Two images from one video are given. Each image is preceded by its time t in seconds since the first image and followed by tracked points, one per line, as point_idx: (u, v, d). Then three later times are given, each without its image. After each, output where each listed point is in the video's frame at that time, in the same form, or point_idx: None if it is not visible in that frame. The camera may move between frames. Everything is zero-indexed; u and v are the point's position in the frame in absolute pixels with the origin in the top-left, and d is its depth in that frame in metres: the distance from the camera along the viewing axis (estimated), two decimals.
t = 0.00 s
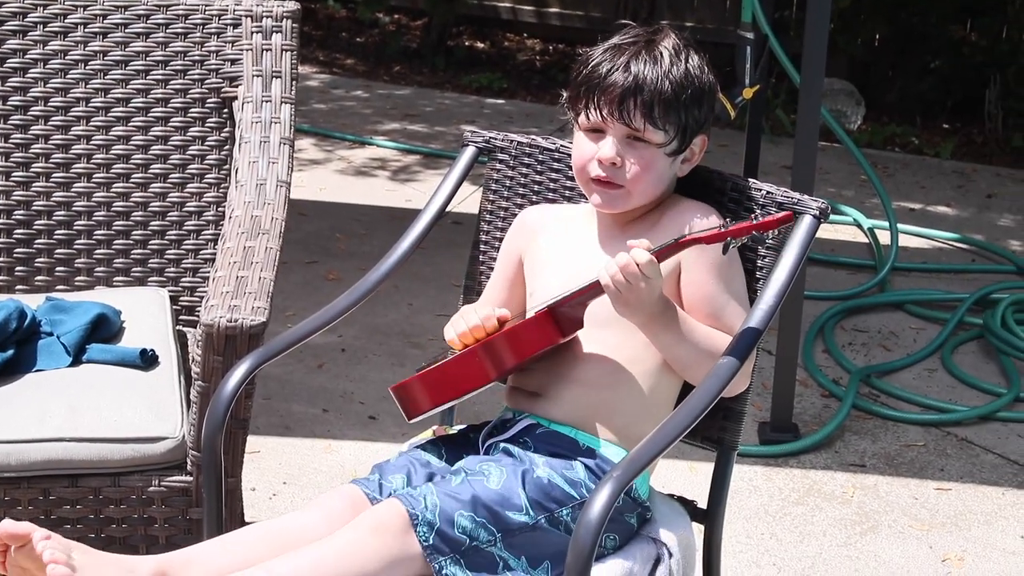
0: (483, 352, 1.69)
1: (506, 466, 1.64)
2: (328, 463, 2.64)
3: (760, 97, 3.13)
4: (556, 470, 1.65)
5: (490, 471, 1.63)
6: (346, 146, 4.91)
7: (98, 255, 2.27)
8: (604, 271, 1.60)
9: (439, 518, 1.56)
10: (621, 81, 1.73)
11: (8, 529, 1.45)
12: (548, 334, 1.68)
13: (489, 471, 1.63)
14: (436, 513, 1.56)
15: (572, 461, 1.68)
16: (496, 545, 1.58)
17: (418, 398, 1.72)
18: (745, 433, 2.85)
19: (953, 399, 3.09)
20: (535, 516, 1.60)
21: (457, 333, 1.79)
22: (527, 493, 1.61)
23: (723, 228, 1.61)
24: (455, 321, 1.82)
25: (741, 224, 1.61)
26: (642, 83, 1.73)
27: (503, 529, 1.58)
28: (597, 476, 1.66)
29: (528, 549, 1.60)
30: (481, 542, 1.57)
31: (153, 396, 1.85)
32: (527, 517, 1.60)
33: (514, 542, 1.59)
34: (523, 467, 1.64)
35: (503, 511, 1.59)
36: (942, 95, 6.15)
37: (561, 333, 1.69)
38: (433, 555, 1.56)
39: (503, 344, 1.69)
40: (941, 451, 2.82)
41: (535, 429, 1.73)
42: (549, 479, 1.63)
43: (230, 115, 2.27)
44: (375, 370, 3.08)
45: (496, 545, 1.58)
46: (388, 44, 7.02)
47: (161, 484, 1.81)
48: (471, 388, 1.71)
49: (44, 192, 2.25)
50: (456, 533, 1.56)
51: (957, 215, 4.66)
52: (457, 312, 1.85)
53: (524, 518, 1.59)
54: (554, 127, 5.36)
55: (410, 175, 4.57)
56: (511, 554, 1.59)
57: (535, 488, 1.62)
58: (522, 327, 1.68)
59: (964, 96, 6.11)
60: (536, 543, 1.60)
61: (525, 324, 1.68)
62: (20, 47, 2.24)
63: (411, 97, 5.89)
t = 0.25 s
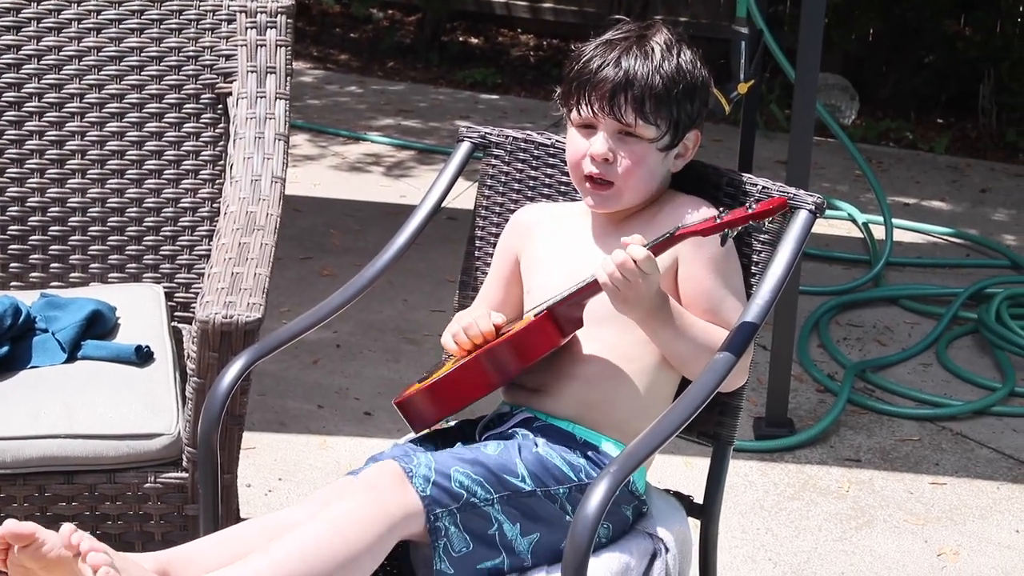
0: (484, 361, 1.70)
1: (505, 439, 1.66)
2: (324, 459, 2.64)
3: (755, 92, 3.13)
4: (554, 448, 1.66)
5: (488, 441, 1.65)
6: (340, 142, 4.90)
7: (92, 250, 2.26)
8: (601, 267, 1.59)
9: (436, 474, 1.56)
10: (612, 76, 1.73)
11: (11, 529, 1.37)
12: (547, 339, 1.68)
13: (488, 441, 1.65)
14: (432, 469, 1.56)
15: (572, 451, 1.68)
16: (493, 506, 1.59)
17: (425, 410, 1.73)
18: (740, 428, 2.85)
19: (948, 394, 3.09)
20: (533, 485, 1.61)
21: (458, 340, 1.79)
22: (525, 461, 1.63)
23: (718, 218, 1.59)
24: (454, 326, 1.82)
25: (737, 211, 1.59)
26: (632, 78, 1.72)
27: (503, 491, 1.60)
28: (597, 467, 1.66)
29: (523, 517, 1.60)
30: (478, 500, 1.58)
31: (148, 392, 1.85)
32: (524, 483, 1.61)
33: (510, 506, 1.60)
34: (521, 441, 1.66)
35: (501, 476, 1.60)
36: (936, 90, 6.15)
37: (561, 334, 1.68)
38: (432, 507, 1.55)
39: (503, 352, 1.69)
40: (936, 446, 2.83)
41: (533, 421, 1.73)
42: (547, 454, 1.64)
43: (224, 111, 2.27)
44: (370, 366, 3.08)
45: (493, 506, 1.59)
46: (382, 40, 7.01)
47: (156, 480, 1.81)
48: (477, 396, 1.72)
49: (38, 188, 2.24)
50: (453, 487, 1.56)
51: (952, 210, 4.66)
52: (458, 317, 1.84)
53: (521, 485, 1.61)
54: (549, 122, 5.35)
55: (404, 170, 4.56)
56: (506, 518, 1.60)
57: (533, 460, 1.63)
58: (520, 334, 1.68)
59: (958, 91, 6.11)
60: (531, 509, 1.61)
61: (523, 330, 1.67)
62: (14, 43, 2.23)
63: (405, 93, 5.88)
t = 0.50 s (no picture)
0: (488, 374, 1.70)
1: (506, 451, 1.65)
2: (321, 457, 2.64)
3: (753, 90, 3.13)
4: (554, 457, 1.66)
5: (490, 454, 1.64)
6: (338, 139, 4.89)
7: (91, 247, 2.26)
8: (600, 279, 1.59)
9: (441, 492, 1.56)
10: (613, 76, 1.73)
11: (11, 528, 1.39)
12: (549, 349, 1.67)
13: (490, 454, 1.64)
14: (438, 486, 1.56)
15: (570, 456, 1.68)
16: (497, 522, 1.59)
17: (432, 422, 1.74)
18: (738, 427, 2.86)
19: (945, 392, 3.10)
20: (537, 498, 1.61)
21: (458, 348, 1.78)
22: (528, 475, 1.62)
23: (718, 227, 1.57)
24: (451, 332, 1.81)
25: (737, 219, 1.56)
26: (633, 78, 1.72)
27: (506, 506, 1.59)
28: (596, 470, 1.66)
29: (526, 530, 1.60)
30: (483, 518, 1.58)
31: (148, 389, 1.85)
32: (527, 497, 1.61)
33: (512, 521, 1.59)
34: (523, 452, 1.65)
35: (505, 490, 1.60)
36: (933, 89, 6.15)
37: (560, 342, 1.68)
38: (436, 528, 1.55)
39: (505, 365, 1.68)
40: (933, 444, 2.83)
41: (531, 424, 1.73)
42: (549, 465, 1.64)
43: (223, 108, 2.26)
44: (368, 364, 3.08)
45: (497, 522, 1.59)
46: (379, 37, 7.00)
47: (155, 477, 1.81)
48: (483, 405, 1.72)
49: (37, 185, 2.24)
50: (458, 506, 1.56)
51: (948, 208, 4.67)
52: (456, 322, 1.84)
53: (525, 499, 1.60)
54: (546, 120, 5.35)
55: (402, 168, 4.56)
56: (509, 532, 1.59)
57: (535, 472, 1.63)
58: (521, 349, 1.67)
59: (955, 89, 6.12)
60: (536, 523, 1.61)
61: (524, 344, 1.67)
62: (12, 39, 2.23)
63: (402, 91, 5.88)
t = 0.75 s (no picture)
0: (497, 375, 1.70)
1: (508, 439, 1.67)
2: (327, 459, 2.64)
3: (756, 91, 3.13)
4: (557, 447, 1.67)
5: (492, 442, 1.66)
6: (341, 142, 4.90)
7: (96, 250, 2.26)
8: (607, 279, 1.60)
9: (440, 478, 1.58)
10: (619, 76, 1.73)
11: (31, 529, 1.45)
12: (557, 350, 1.68)
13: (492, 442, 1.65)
14: (437, 474, 1.58)
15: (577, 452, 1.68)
16: (496, 509, 1.60)
17: (440, 422, 1.74)
18: (743, 428, 2.86)
19: (949, 393, 3.10)
20: (537, 485, 1.62)
21: (467, 349, 1.78)
22: (529, 462, 1.63)
23: (725, 226, 1.57)
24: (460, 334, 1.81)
25: (743, 218, 1.56)
26: (639, 78, 1.73)
27: (506, 493, 1.61)
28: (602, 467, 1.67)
29: (527, 518, 1.61)
30: (483, 504, 1.59)
31: (154, 392, 1.85)
32: (528, 484, 1.62)
33: (513, 508, 1.61)
34: (525, 440, 1.66)
35: (506, 478, 1.61)
36: (936, 89, 6.15)
37: (569, 343, 1.69)
38: (435, 513, 1.57)
39: (514, 366, 1.69)
40: (937, 445, 2.83)
41: (538, 422, 1.73)
42: (551, 454, 1.65)
43: (228, 111, 2.27)
44: (372, 366, 3.08)
45: (497, 509, 1.60)
46: (382, 39, 7.01)
47: (161, 480, 1.81)
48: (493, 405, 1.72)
49: (42, 188, 2.24)
50: (458, 492, 1.58)
51: (952, 208, 4.67)
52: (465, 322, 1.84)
53: (525, 486, 1.62)
54: (549, 122, 5.36)
55: (405, 170, 4.56)
56: (510, 520, 1.61)
57: (536, 460, 1.64)
58: (530, 350, 1.67)
59: (957, 90, 6.12)
60: (536, 511, 1.62)
61: (532, 345, 1.67)
62: (17, 43, 2.23)
63: (405, 92, 5.88)
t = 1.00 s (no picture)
0: (500, 387, 1.70)
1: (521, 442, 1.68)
2: (330, 469, 2.64)
3: (760, 102, 3.14)
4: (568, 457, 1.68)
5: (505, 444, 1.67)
6: (345, 152, 4.91)
7: (100, 261, 2.27)
8: (607, 291, 1.60)
9: (457, 465, 1.58)
10: (628, 88, 1.74)
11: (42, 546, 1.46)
12: (559, 361, 1.68)
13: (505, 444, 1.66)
14: (453, 460, 1.58)
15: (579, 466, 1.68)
16: (509, 506, 1.60)
17: (443, 432, 1.74)
18: (746, 439, 2.86)
19: (952, 405, 3.09)
20: (550, 488, 1.63)
21: (468, 360, 1.78)
22: (542, 466, 1.64)
23: (725, 239, 1.57)
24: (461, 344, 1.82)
25: (743, 230, 1.56)
26: (648, 90, 1.74)
27: (518, 492, 1.61)
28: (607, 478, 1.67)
29: (536, 522, 1.62)
30: (496, 499, 1.60)
31: (157, 402, 1.86)
32: (541, 488, 1.62)
33: (524, 508, 1.61)
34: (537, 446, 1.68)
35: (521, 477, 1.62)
36: (940, 101, 6.15)
37: (570, 355, 1.69)
38: (450, 500, 1.57)
39: (516, 378, 1.69)
40: (940, 457, 2.83)
41: (541, 435, 1.74)
42: (563, 462, 1.66)
43: (232, 122, 2.27)
44: (376, 376, 3.08)
45: (509, 506, 1.60)
46: (386, 50, 7.03)
47: (164, 490, 1.81)
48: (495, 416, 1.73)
49: (47, 198, 2.25)
50: (474, 482, 1.58)
51: (955, 220, 4.67)
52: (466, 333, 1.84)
53: (538, 487, 1.62)
54: (553, 132, 5.37)
55: (409, 181, 4.57)
56: (519, 520, 1.61)
57: (549, 464, 1.65)
58: (532, 363, 1.67)
59: (961, 101, 6.12)
60: (546, 515, 1.62)
61: (534, 357, 1.67)
62: (22, 53, 2.24)
63: (410, 103, 5.90)
